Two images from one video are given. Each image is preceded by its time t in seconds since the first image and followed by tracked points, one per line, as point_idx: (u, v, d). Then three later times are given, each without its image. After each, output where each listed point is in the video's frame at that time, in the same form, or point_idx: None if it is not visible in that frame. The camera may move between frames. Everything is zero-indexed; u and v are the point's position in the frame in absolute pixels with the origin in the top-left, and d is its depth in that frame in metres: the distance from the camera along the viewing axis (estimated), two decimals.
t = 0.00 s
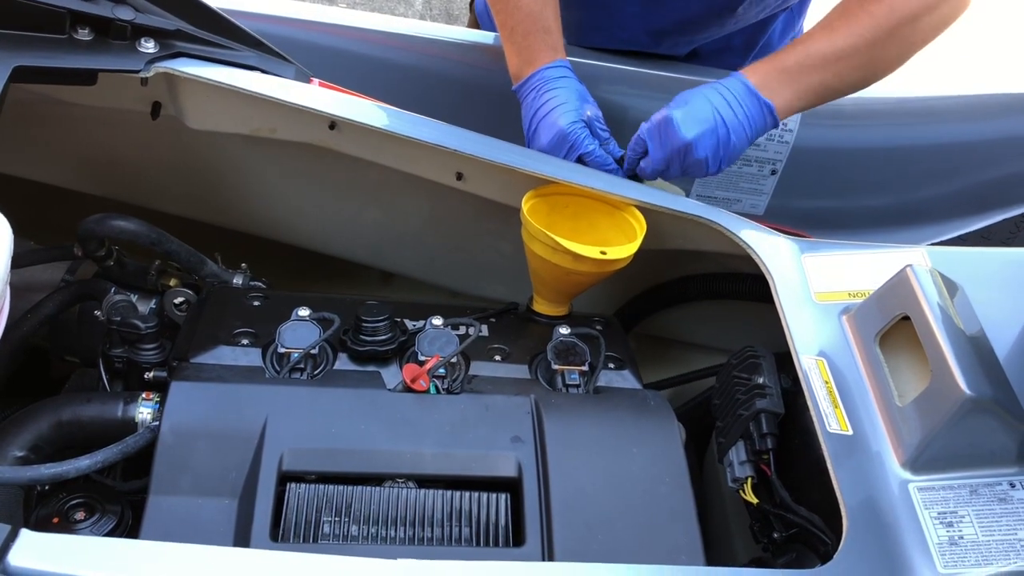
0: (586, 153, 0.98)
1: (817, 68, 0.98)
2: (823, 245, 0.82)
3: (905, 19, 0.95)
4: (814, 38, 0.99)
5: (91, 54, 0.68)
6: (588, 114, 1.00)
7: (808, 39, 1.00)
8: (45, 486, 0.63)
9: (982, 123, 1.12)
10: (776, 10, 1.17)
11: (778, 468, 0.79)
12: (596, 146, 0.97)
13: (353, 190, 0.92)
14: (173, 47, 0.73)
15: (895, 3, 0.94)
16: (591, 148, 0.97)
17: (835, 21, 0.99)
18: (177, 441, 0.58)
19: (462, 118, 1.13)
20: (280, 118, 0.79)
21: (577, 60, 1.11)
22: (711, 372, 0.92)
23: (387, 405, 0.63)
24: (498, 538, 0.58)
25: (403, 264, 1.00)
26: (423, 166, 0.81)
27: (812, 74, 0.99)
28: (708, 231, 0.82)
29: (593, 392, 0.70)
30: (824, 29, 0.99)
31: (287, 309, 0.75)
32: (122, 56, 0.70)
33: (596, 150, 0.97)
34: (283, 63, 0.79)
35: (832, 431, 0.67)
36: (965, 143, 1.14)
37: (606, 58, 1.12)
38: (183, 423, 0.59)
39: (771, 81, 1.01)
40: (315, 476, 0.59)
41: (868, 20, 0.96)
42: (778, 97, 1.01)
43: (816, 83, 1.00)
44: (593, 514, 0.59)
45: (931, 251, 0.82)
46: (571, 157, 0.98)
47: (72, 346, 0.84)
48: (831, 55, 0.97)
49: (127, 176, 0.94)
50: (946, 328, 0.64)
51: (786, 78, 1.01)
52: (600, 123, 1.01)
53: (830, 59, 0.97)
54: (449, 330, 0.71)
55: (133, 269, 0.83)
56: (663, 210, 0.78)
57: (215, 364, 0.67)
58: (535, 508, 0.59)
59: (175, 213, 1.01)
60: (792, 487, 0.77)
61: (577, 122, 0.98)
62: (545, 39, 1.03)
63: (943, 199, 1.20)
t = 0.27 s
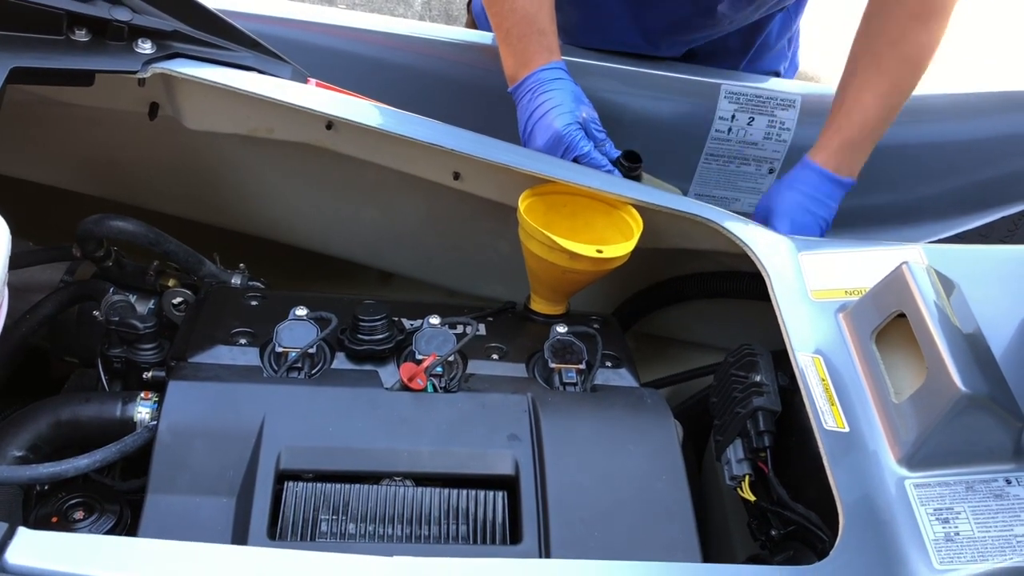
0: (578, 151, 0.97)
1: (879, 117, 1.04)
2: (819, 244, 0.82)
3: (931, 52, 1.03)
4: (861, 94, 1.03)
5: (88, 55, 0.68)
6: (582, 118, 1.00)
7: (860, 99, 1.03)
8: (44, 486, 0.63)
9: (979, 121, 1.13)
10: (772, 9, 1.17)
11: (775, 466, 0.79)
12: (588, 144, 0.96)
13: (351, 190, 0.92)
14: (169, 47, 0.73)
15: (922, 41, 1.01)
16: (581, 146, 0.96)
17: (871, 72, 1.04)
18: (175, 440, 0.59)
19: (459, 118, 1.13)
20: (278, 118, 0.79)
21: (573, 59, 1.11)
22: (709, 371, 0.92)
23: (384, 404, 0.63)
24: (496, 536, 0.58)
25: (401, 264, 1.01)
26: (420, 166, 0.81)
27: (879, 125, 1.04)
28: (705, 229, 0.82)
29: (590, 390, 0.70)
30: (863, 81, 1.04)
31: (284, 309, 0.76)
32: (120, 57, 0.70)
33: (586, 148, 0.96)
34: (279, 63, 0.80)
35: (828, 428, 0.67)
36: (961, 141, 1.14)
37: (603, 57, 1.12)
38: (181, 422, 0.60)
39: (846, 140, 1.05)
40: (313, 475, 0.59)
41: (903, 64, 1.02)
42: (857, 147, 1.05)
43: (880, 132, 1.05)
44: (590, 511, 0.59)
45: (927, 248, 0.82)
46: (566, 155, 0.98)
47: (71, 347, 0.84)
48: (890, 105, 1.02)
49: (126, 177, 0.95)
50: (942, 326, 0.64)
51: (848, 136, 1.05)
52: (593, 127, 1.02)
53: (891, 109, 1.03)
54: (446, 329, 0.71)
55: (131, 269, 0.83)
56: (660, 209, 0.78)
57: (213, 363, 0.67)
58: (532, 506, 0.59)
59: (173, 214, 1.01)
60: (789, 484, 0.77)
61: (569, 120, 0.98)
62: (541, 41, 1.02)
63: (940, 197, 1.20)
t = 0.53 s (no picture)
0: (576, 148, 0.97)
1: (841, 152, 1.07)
2: (818, 241, 0.82)
3: (893, 88, 1.06)
4: (822, 131, 1.07)
5: (87, 51, 0.68)
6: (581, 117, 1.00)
7: (820, 138, 1.06)
8: (42, 484, 0.63)
9: (978, 118, 1.13)
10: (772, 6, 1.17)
11: (775, 462, 0.79)
12: (586, 140, 0.96)
13: (350, 187, 0.92)
14: (167, 44, 0.73)
15: (884, 79, 1.04)
16: (580, 142, 0.96)
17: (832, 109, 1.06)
18: (174, 438, 0.58)
19: (458, 115, 1.13)
20: (277, 115, 0.79)
21: (572, 57, 1.11)
22: (708, 368, 0.92)
23: (383, 401, 0.63)
24: (495, 533, 0.58)
25: (400, 262, 1.00)
26: (419, 163, 0.81)
27: (840, 161, 1.07)
28: (704, 226, 0.82)
29: (589, 387, 0.70)
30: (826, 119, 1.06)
31: (283, 306, 0.76)
32: (117, 53, 0.70)
33: (585, 144, 0.96)
34: (277, 61, 0.80)
35: (828, 425, 0.67)
36: (960, 139, 1.14)
37: (602, 54, 1.12)
38: (180, 419, 0.59)
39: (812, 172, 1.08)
40: (312, 472, 0.59)
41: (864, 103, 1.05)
42: (818, 181, 1.09)
43: (842, 166, 1.08)
44: (590, 508, 0.59)
45: (926, 245, 0.82)
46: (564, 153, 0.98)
47: (70, 345, 0.84)
48: (850, 143, 1.05)
49: (124, 174, 0.94)
50: (941, 322, 0.64)
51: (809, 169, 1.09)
52: (592, 125, 1.02)
53: (850, 146, 1.06)
54: (446, 327, 0.71)
55: (130, 267, 0.83)
56: (659, 206, 0.78)
57: (211, 361, 0.67)
58: (531, 503, 0.59)
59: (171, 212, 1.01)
60: (789, 481, 0.77)
61: (569, 117, 0.98)
62: (540, 38, 1.02)
63: (939, 194, 1.20)
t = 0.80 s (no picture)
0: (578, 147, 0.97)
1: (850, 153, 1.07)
2: (820, 240, 0.82)
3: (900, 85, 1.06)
4: (832, 130, 1.06)
5: (88, 48, 0.68)
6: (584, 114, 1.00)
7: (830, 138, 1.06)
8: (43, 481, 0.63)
9: (980, 118, 1.12)
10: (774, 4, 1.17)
11: (776, 462, 0.79)
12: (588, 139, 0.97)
13: (351, 185, 0.92)
14: (169, 41, 0.72)
15: (891, 75, 1.04)
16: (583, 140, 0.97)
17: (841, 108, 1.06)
18: (175, 436, 0.58)
19: (459, 113, 1.13)
20: (278, 112, 0.78)
21: (574, 55, 1.11)
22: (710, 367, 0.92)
23: (385, 400, 0.63)
24: (497, 532, 0.58)
25: (401, 260, 1.00)
26: (421, 161, 0.81)
27: (852, 160, 1.07)
28: (706, 225, 0.81)
29: (590, 386, 0.70)
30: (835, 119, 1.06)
31: (285, 305, 0.75)
32: (118, 50, 0.69)
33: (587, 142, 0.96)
34: (280, 58, 0.79)
35: (830, 425, 0.67)
36: (962, 138, 1.14)
37: (604, 52, 1.12)
38: (181, 418, 0.59)
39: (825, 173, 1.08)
40: (313, 471, 0.59)
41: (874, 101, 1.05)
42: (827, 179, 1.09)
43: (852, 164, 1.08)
44: (592, 508, 0.59)
45: (928, 245, 0.82)
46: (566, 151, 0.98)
47: (70, 342, 0.84)
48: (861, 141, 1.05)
49: (125, 172, 0.94)
50: (944, 322, 0.64)
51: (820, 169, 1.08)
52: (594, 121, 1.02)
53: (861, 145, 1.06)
54: (447, 326, 0.71)
55: (130, 264, 0.82)
56: (662, 205, 0.78)
57: (212, 359, 0.67)
58: (533, 502, 0.59)
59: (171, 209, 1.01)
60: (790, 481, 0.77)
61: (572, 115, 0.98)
62: (542, 35, 1.02)
63: (940, 194, 1.19)
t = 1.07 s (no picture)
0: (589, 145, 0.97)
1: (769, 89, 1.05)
2: (824, 240, 0.82)
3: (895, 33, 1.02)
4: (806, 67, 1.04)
5: (90, 46, 0.67)
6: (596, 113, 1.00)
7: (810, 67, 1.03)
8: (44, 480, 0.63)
9: (986, 117, 1.12)
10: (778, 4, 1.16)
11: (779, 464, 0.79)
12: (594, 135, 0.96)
13: (353, 184, 0.91)
14: (171, 39, 0.72)
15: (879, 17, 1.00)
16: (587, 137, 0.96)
17: (829, 40, 1.03)
18: (176, 436, 0.58)
19: (462, 112, 1.13)
20: (280, 110, 0.78)
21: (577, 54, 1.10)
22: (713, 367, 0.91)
23: (387, 400, 0.63)
24: (499, 533, 0.58)
25: (403, 259, 1.00)
26: (424, 160, 0.80)
27: (825, 93, 1.04)
28: (710, 225, 0.81)
29: (593, 386, 0.70)
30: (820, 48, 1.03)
31: (287, 304, 0.75)
32: (120, 48, 0.69)
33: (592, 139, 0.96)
34: (283, 56, 0.79)
35: (834, 427, 0.66)
36: (968, 138, 1.13)
37: (607, 51, 1.11)
38: (182, 417, 0.59)
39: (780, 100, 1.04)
40: (315, 471, 0.58)
41: (860, 40, 1.02)
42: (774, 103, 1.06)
43: (813, 104, 1.05)
44: (594, 509, 0.59)
45: (933, 245, 0.81)
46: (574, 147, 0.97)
47: (72, 341, 0.84)
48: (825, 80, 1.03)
49: (127, 170, 0.94)
50: (949, 323, 0.63)
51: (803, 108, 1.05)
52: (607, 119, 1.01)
53: (834, 78, 1.03)
54: (450, 325, 0.71)
55: (132, 263, 0.82)
56: (666, 205, 0.77)
57: (213, 358, 0.67)
58: (536, 503, 0.59)
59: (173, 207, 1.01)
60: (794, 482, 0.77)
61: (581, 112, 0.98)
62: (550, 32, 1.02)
63: (945, 194, 1.19)
